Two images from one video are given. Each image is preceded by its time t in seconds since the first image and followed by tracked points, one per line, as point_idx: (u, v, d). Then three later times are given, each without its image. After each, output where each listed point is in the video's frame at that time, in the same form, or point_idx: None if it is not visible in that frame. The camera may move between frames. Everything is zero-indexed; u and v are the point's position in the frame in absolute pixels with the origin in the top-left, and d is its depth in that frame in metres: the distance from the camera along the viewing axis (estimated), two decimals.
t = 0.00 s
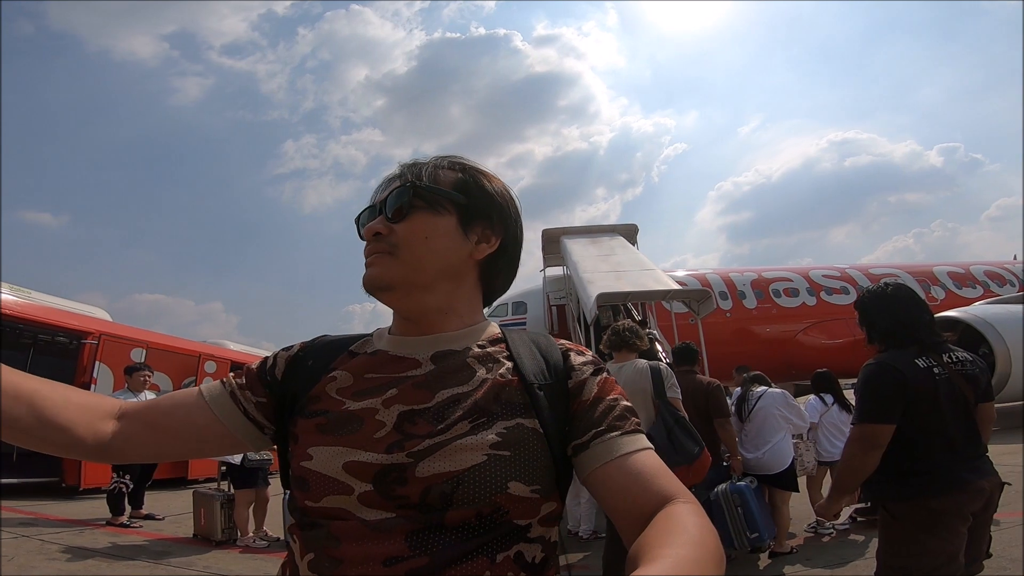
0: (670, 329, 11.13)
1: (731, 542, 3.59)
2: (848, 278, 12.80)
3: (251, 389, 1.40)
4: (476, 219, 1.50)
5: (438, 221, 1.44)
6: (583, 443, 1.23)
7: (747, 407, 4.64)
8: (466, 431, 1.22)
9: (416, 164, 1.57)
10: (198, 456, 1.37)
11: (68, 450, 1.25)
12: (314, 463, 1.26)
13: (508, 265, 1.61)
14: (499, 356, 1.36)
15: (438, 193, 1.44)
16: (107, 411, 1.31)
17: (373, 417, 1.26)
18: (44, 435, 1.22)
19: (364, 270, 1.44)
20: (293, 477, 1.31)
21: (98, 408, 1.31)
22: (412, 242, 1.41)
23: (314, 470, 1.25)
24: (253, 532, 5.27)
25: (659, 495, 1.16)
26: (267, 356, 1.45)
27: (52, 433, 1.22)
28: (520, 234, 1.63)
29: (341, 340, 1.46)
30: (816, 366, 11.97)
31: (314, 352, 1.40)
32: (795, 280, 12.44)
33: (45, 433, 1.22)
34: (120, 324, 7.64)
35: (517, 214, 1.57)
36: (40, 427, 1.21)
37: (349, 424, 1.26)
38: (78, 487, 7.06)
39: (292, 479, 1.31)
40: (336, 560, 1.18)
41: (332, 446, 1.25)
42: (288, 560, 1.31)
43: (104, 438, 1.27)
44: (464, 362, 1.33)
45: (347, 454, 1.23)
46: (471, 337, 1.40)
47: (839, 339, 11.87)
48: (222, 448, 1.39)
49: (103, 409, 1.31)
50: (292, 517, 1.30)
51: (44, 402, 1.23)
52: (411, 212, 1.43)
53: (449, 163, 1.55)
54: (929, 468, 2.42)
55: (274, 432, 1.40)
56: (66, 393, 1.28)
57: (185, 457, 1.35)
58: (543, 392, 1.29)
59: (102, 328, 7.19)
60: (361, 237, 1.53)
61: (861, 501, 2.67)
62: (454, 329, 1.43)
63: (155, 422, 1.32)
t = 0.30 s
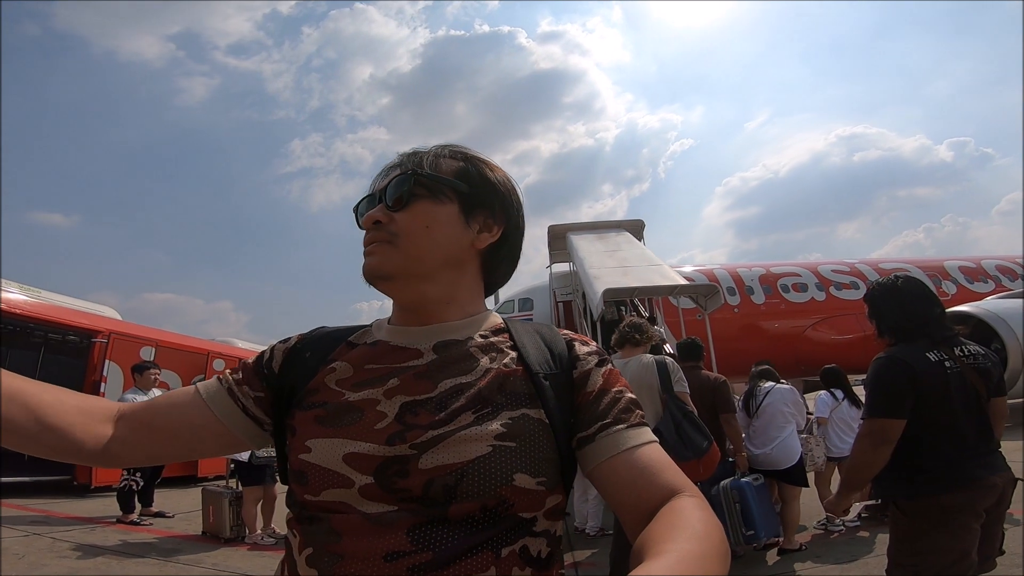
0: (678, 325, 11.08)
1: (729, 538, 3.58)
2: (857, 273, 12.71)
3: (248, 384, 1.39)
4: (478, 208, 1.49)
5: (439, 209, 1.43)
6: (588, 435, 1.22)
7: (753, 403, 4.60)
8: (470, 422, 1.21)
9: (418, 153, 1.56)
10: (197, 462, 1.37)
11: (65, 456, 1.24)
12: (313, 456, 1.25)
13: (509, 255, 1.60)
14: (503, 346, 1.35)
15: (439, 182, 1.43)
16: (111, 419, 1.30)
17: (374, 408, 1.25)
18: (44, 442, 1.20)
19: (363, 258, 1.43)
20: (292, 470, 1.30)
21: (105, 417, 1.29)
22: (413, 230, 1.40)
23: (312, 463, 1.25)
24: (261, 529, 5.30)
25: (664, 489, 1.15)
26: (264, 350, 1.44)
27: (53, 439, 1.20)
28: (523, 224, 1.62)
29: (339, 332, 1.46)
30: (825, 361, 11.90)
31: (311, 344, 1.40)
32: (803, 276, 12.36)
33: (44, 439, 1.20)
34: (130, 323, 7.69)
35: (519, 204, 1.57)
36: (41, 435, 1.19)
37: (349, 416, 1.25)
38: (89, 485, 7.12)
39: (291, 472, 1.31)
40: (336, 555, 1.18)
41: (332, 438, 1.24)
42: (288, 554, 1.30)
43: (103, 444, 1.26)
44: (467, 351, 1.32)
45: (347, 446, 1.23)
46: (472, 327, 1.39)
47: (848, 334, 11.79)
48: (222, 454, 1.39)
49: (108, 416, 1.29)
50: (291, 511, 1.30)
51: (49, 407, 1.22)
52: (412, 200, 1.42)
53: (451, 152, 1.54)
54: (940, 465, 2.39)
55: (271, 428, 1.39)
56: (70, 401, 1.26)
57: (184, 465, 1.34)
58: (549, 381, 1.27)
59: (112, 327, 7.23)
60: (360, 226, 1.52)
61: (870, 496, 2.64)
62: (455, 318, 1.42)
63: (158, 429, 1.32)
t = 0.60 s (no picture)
0: (683, 325, 11.06)
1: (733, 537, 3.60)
2: (863, 272, 12.65)
3: (255, 385, 1.38)
4: (482, 201, 1.48)
5: (444, 203, 1.42)
6: (596, 428, 1.22)
7: (761, 403, 4.60)
8: (476, 413, 1.21)
9: (419, 145, 1.55)
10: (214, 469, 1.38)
11: (88, 464, 1.22)
12: (318, 449, 1.25)
13: (513, 247, 1.59)
14: (509, 337, 1.34)
15: (443, 175, 1.43)
16: (129, 422, 1.29)
17: (379, 400, 1.25)
18: (72, 447, 1.18)
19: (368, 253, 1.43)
20: (297, 466, 1.30)
21: (123, 420, 1.29)
22: (419, 224, 1.39)
23: (317, 456, 1.25)
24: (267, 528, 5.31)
25: (674, 481, 1.15)
26: (270, 349, 1.44)
27: (81, 444, 1.19)
28: (526, 216, 1.62)
29: (344, 327, 1.45)
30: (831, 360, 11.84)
31: (315, 339, 1.39)
32: (809, 274, 12.31)
33: (74, 446, 1.18)
34: (136, 322, 7.72)
35: (522, 195, 1.56)
36: (72, 439, 1.18)
37: (354, 409, 1.25)
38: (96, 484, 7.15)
39: (296, 467, 1.31)
40: (340, 550, 1.17)
41: (336, 432, 1.24)
42: (294, 549, 1.30)
43: (130, 453, 1.26)
44: (472, 342, 1.31)
45: (352, 438, 1.22)
46: (479, 320, 1.38)
47: (854, 333, 11.73)
48: (238, 456, 1.39)
49: (127, 421, 1.29)
50: (296, 506, 1.30)
51: (76, 409, 1.21)
52: (416, 194, 1.41)
53: (452, 145, 1.53)
54: (949, 463, 2.37)
55: (277, 426, 1.38)
56: (92, 403, 1.26)
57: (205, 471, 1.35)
58: (556, 371, 1.27)
59: (119, 326, 7.26)
60: (364, 221, 1.51)
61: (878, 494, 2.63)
62: (463, 311, 1.42)
63: (177, 432, 1.32)
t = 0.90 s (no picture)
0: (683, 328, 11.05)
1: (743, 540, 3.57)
2: (863, 276, 12.66)
3: (263, 383, 1.37)
4: (491, 199, 1.48)
5: (453, 201, 1.42)
6: (607, 428, 1.21)
7: (777, 404, 4.55)
8: (486, 411, 1.20)
9: (427, 144, 1.54)
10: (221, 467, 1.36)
11: (94, 462, 1.21)
12: (325, 447, 1.24)
13: (522, 246, 1.58)
14: (518, 335, 1.33)
15: (451, 174, 1.42)
16: (135, 419, 1.28)
17: (387, 398, 1.24)
18: (77, 443, 1.17)
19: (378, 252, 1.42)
20: (304, 464, 1.29)
21: (129, 417, 1.28)
22: (428, 222, 1.39)
23: (325, 454, 1.24)
24: (265, 529, 5.29)
25: (685, 482, 1.14)
26: (278, 347, 1.43)
27: (86, 440, 1.18)
28: (535, 215, 1.61)
29: (351, 325, 1.44)
30: (831, 365, 11.83)
31: (324, 337, 1.38)
32: (809, 278, 12.31)
33: (80, 442, 1.17)
34: (136, 322, 7.69)
35: (531, 194, 1.56)
36: (77, 435, 1.17)
37: (363, 407, 1.24)
38: (93, 484, 7.12)
39: (303, 466, 1.30)
40: (347, 549, 1.16)
41: (345, 430, 1.23)
42: (300, 548, 1.29)
43: (137, 450, 1.25)
44: (482, 341, 1.30)
45: (360, 436, 1.21)
46: (488, 318, 1.38)
47: (854, 338, 11.73)
48: (245, 454, 1.38)
49: (133, 418, 1.28)
50: (302, 505, 1.29)
51: (82, 404, 1.20)
52: (426, 192, 1.41)
53: (460, 143, 1.53)
54: (952, 464, 2.36)
55: (284, 424, 1.37)
56: (98, 399, 1.25)
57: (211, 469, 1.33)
58: (566, 370, 1.26)
59: (119, 326, 7.23)
60: (372, 219, 1.51)
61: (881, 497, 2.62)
62: (472, 308, 1.41)
63: (183, 428, 1.31)
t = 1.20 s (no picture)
0: (681, 332, 11.05)
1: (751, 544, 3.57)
2: (861, 283, 12.66)
3: (264, 377, 1.37)
4: (492, 196, 1.48)
5: (454, 197, 1.43)
6: (607, 425, 1.22)
7: (799, 403, 4.46)
8: (487, 406, 1.21)
9: (429, 141, 1.55)
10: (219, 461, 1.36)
11: (93, 455, 1.21)
12: (326, 442, 1.24)
13: (523, 242, 1.59)
14: (519, 331, 1.34)
15: (452, 169, 1.43)
16: (135, 413, 1.29)
17: (389, 393, 1.25)
18: (76, 436, 1.18)
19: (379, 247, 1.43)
20: (305, 459, 1.30)
21: (129, 411, 1.28)
22: (429, 218, 1.40)
23: (326, 449, 1.24)
24: (261, 530, 5.28)
25: (685, 480, 1.15)
26: (279, 341, 1.43)
27: (85, 433, 1.18)
28: (536, 212, 1.62)
29: (352, 320, 1.45)
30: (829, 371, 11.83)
31: (325, 332, 1.39)
32: (808, 284, 12.32)
33: (79, 435, 1.18)
34: (134, 321, 7.70)
35: (532, 191, 1.56)
36: (76, 428, 1.17)
37: (364, 401, 1.25)
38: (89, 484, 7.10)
39: (303, 461, 1.30)
40: (348, 545, 1.17)
41: (346, 425, 1.24)
42: (299, 544, 1.29)
43: (135, 444, 1.25)
44: (483, 337, 1.31)
45: (362, 431, 1.22)
46: (489, 314, 1.38)
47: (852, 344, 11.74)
48: (244, 449, 1.38)
49: (133, 412, 1.29)
50: (302, 501, 1.29)
51: (82, 398, 1.20)
52: (427, 188, 1.42)
53: (462, 140, 1.54)
54: (950, 466, 2.37)
55: (285, 419, 1.37)
56: (98, 393, 1.25)
57: (210, 464, 1.34)
58: (567, 366, 1.27)
59: (117, 325, 7.23)
60: (374, 215, 1.52)
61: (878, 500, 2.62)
62: (473, 304, 1.42)
63: (183, 422, 1.31)
